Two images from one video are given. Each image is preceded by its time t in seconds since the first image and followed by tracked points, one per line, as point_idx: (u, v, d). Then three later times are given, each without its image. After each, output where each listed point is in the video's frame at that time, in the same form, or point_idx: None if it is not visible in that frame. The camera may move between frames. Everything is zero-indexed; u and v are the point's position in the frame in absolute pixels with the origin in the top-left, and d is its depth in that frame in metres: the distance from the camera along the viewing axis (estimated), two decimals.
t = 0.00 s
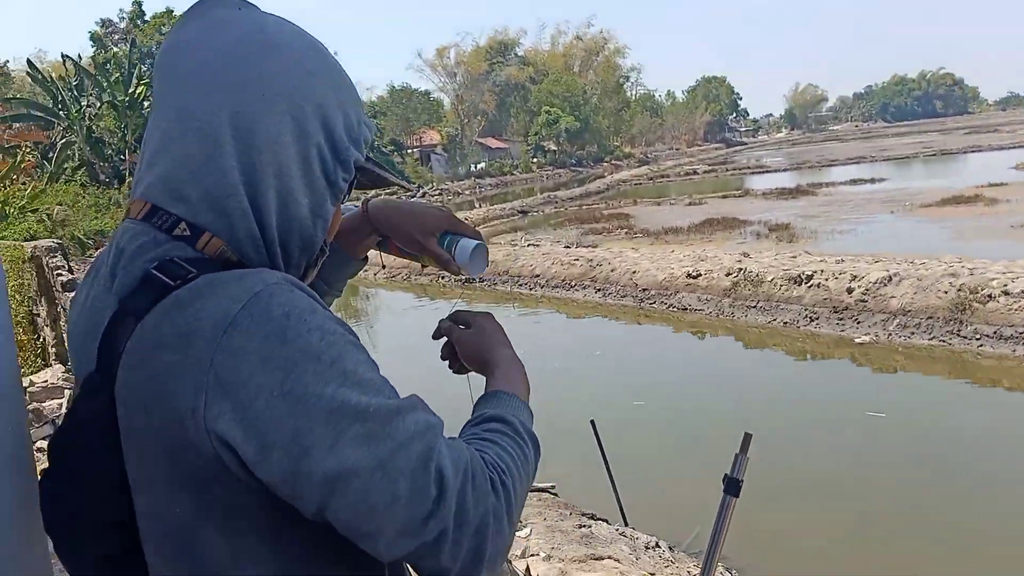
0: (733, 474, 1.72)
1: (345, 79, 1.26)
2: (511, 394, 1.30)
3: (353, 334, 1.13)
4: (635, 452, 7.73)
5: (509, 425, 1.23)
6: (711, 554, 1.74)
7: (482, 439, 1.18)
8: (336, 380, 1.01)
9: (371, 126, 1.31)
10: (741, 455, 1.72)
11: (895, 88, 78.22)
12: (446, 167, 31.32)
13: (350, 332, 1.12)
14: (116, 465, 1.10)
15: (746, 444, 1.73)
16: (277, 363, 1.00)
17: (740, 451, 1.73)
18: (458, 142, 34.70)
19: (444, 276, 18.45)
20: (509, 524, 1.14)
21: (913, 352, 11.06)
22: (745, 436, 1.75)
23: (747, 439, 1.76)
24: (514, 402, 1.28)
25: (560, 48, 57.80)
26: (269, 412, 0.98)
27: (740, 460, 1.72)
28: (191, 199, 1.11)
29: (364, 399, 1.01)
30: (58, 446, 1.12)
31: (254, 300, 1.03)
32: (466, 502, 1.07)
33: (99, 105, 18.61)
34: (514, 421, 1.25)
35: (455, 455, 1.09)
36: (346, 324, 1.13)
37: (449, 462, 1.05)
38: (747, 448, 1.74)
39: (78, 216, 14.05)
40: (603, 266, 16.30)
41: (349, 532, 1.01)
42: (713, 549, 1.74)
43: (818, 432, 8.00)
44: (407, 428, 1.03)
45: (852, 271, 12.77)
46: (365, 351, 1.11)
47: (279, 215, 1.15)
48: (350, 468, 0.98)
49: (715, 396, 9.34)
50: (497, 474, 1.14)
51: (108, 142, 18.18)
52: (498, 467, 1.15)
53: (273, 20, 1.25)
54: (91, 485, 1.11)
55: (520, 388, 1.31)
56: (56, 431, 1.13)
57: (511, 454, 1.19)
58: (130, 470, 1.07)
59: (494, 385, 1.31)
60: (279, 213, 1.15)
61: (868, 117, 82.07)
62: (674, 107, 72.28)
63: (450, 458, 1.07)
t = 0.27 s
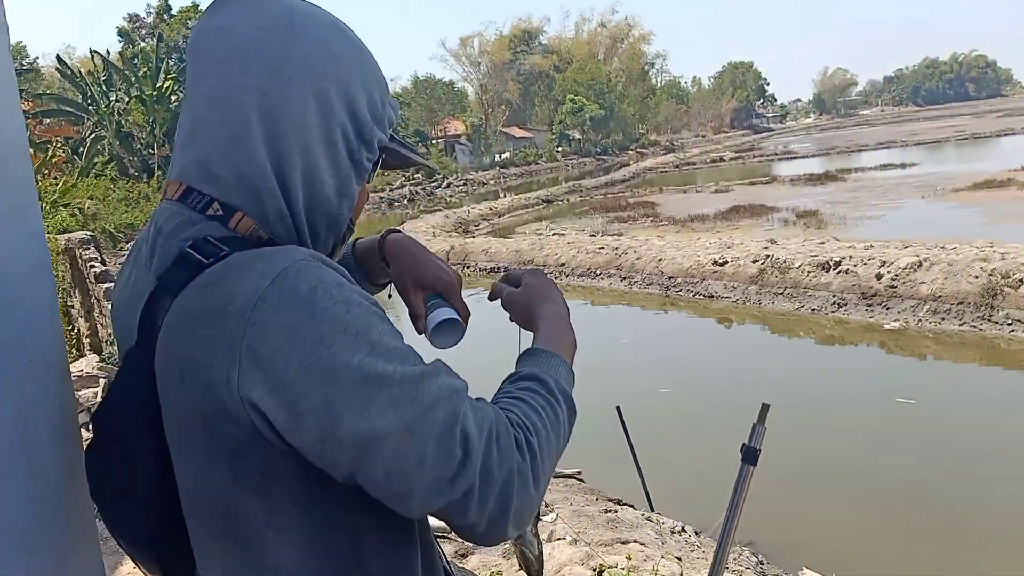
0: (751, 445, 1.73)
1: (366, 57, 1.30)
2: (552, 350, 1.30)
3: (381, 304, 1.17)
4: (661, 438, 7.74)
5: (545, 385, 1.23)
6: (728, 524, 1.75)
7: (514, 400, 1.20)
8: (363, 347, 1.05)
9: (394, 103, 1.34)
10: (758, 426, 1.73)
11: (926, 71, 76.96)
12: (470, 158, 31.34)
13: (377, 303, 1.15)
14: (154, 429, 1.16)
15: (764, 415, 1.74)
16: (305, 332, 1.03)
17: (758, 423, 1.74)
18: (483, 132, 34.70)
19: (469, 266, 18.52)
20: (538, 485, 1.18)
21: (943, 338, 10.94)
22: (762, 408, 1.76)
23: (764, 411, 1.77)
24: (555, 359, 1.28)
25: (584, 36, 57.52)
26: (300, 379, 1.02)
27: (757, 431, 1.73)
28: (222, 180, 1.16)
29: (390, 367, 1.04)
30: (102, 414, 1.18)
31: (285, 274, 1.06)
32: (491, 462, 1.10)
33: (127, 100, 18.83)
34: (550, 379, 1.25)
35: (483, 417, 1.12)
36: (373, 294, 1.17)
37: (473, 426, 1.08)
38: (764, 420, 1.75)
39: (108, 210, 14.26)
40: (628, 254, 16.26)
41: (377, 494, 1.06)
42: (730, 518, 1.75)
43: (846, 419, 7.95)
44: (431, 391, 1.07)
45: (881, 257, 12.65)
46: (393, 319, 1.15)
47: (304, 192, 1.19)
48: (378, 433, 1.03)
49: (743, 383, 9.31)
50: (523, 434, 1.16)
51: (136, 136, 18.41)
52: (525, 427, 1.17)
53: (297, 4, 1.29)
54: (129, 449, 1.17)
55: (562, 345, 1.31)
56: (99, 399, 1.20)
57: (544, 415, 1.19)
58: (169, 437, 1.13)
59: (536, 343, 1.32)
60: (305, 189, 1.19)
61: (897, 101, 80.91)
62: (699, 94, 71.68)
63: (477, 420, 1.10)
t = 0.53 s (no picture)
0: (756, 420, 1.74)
1: (371, 38, 1.33)
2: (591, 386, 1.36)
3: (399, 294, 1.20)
4: (677, 431, 7.76)
5: (574, 402, 1.29)
6: (735, 498, 1.77)
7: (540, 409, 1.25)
8: (381, 334, 1.08)
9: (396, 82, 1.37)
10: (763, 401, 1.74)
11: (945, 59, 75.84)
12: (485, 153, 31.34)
13: (394, 288, 1.18)
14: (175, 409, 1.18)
15: (769, 389, 1.75)
16: (323, 315, 1.06)
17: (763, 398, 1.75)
18: (497, 127, 34.69)
19: (485, 261, 18.55)
20: (553, 484, 1.20)
21: (962, 328, 10.86)
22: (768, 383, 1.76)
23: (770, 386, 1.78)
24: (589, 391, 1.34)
25: (597, 30, 57.35)
26: (316, 360, 1.05)
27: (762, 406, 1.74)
28: (236, 163, 1.18)
29: (406, 355, 1.08)
30: (126, 393, 1.20)
31: (302, 257, 1.09)
32: (502, 450, 1.13)
33: (144, 100, 18.98)
34: (581, 402, 1.30)
35: (496, 413, 1.16)
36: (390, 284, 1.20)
37: (486, 413, 1.13)
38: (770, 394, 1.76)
39: (126, 209, 14.39)
40: (644, 248, 16.23)
41: (389, 478, 1.08)
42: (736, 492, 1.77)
43: (863, 411, 7.91)
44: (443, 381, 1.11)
45: (898, 247, 12.55)
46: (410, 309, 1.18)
47: (316, 170, 1.22)
48: (393, 416, 1.06)
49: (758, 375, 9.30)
50: (538, 431, 1.20)
51: (153, 136, 18.54)
52: (548, 429, 1.21)
53: None
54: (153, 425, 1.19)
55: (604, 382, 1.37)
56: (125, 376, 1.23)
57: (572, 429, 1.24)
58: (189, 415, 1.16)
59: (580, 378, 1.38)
60: (315, 166, 1.22)
61: (915, 90, 80.07)
62: (715, 86, 71.24)
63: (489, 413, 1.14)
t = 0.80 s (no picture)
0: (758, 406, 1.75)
1: (371, 28, 1.34)
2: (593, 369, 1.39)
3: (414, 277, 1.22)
4: (686, 426, 7.77)
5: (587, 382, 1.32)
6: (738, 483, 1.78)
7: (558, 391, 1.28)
8: (401, 311, 1.09)
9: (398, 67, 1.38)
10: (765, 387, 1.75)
11: (953, 53, 75.46)
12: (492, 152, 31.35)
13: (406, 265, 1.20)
14: (193, 398, 1.20)
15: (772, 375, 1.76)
16: (348, 296, 1.07)
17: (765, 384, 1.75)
18: (504, 126, 34.66)
19: (492, 260, 18.54)
20: (582, 449, 1.22)
21: (972, 322, 10.82)
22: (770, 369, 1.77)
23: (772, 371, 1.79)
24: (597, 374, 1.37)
25: (603, 27, 57.29)
26: (342, 341, 1.06)
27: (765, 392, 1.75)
28: (246, 155, 1.20)
29: (429, 330, 1.10)
30: (141, 382, 1.23)
31: (324, 242, 1.10)
32: (531, 418, 1.15)
33: (153, 102, 19.06)
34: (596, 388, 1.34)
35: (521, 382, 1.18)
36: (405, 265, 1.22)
37: (510, 381, 1.14)
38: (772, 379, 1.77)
39: (136, 210, 14.45)
40: (652, 244, 16.21)
41: (420, 456, 1.09)
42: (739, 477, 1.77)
43: (873, 405, 7.89)
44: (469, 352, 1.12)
45: (907, 241, 12.50)
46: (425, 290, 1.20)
47: (327, 160, 1.23)
48: (425, 388, 1.07)
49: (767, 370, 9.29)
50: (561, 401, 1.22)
51: (162, 137, 18.62)
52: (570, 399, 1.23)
53: None
54: (170, 413, 1.21)
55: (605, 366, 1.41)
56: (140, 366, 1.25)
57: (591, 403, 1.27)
58: (206, 402, 1.19)
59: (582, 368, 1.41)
60: (327, 157, 1.23)
61: (923, 84, 79.68)
62: (722, 82, 71.06)
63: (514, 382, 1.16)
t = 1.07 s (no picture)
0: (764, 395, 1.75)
1: (389, 22, 1.34)
2: (579, 308, 1.39)
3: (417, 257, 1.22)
4: (692, 419, 7.76)
5: (578, 332, 1.32)
6: (744, 472, 1.78)
7: (548, 346, 1.28)
8: (408, 297, 1.10)
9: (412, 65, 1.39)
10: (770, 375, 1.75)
11: (961, 43, 75.04)
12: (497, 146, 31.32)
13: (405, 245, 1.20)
14: (200, 391, 1.18)
15: (778, 363, 1.75)
16: (354, 282, 1.07)
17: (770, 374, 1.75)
18: (508, 119, 34.61)
19: (498, 254, 18.53)
20: (583, 417, 1.24)
21: (979, 314, 10.79)
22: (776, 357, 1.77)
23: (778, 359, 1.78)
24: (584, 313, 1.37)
25: (608, 20, 57.13)
26: (350, 328, 1.06)
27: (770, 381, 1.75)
28: (260, 140, 1.20)
29: (434, 313, 1.10)
30: (143, 376, 1.20)
31: (330, 228, 1.10)
32: (538, 400, 1.16)
33: (157, 97, 19.08)
34: (581, 327, 1.33)
35: (524, 358, 1.18)
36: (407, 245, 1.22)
37: (517, 363, 1.14)
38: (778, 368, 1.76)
39: (141, 205, 14.48)
40: (657, 237, 16.19)
41: (431, 440, 1.10)
42: (744, 466, 1.77)
43: (880, 398, 7.87)
44: (474, 333, 1.12)
45: (914, 232, 12.45)
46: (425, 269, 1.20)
47: (345, 149, 1.24)
48: (433, 374, 1.08)
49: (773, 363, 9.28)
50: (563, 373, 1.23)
51: (167, 133, 18.65)
52: (570, 368, 1.24)
53: None
54: (168, 407, 1.19)
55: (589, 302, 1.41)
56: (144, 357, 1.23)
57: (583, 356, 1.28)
58: (214, 391, 1.17)
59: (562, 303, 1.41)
60: (344, 147, 1.24)
61: (930, 75, 79.28)
62: (727, 75, 70.82)
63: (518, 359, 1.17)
